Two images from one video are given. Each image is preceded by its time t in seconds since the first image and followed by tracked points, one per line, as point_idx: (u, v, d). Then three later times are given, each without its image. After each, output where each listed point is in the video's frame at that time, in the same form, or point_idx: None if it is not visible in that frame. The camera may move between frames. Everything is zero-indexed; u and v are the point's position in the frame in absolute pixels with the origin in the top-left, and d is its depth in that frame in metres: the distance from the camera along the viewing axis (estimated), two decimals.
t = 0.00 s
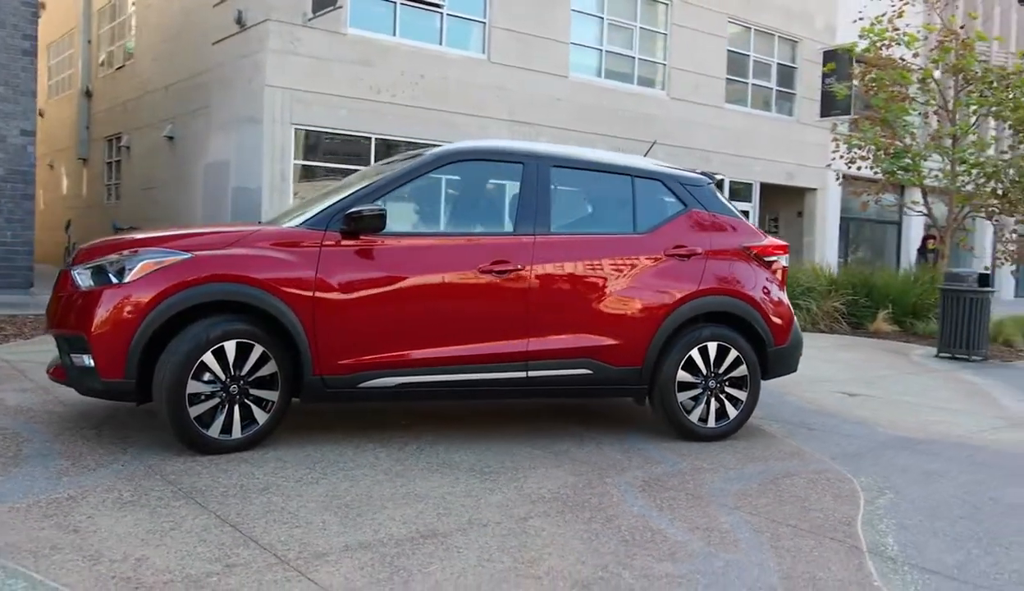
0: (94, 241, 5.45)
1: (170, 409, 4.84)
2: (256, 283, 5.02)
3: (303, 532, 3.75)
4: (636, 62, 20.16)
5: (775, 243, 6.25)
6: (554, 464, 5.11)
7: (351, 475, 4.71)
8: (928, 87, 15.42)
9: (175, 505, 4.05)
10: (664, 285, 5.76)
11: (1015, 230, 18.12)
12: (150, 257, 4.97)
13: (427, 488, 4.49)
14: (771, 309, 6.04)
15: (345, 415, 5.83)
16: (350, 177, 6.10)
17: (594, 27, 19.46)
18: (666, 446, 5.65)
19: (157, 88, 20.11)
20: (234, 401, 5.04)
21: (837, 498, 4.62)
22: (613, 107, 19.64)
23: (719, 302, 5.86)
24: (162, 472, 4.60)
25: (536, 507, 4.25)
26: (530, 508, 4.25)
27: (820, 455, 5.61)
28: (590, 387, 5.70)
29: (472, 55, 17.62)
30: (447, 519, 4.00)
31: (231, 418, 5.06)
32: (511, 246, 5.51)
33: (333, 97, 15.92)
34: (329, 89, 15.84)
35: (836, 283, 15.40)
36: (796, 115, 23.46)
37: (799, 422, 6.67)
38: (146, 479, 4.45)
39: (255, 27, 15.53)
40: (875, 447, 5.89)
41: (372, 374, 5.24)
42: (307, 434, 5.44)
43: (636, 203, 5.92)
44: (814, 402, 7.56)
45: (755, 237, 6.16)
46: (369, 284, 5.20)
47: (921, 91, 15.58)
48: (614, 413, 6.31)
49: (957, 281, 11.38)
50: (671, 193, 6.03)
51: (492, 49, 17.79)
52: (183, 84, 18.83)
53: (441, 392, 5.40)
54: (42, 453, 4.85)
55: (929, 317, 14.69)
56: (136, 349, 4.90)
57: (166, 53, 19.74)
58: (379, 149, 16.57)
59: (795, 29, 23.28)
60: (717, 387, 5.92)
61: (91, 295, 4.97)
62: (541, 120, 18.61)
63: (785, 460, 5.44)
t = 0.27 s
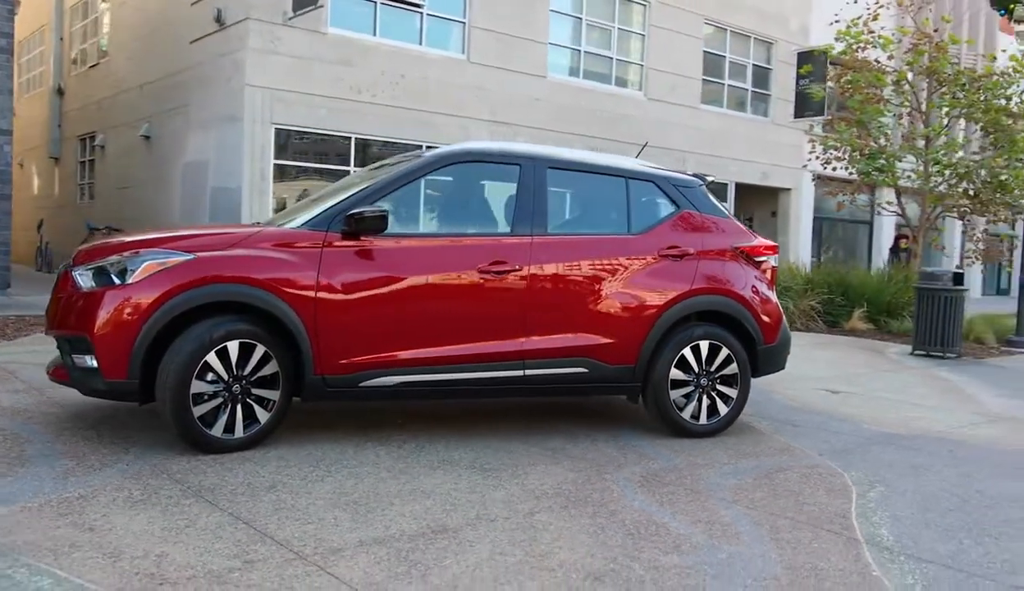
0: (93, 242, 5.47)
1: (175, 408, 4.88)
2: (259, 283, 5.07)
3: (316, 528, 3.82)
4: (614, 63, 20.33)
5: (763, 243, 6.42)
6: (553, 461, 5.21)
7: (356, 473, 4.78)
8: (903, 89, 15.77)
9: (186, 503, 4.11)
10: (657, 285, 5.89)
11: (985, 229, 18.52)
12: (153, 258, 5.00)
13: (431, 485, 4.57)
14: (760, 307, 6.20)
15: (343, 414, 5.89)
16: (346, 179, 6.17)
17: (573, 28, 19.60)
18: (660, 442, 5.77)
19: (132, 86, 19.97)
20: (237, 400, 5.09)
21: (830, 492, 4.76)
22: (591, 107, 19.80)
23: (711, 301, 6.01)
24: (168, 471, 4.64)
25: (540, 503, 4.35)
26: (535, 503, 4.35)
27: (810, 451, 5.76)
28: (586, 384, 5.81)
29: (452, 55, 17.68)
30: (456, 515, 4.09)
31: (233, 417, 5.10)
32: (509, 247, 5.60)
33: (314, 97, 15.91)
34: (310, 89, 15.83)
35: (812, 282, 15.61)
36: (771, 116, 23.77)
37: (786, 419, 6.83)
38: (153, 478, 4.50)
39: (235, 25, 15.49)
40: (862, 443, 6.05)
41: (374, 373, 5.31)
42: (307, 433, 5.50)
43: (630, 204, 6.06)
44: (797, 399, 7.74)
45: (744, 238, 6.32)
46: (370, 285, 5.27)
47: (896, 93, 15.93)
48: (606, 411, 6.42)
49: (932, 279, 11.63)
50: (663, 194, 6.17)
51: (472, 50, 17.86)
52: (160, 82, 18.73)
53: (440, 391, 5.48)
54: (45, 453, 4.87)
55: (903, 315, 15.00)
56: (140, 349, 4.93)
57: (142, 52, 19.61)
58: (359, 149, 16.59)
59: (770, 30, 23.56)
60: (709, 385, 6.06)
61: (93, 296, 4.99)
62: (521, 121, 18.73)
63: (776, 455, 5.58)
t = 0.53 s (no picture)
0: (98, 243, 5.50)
1: (184, 408, 4.94)
2: (267, 284, 5.13)
3: (333, 524, 3.89)
4: (598, 64, 20.45)
5: (758, 243, 6.55)
6: (556, 458, 5.31)
7: (365, 470, 4.85)
8: (884, 91, 16.02)
9: (202, 501, 4.17)
10: (656, 284, 6.00)
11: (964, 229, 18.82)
12: (161, 259, 5.05)
13: (440, 482, 4.66)
14: (756, 306, 6.33)
15: (346, 413, 5.96)
16: (348, 181, 6.24)
17: (558, 28, 19.72)
18: (659, 439, 5.89)
19: (115, 85, 19.87)
20: (245, 400, 5.15)
21: (828, 486, 4.88)
22: (576, 108, 19.93)
23: (708, 301, 6.13)
24: (179, 470, 4.70)
25: (549, 498, 4.45)
26: (543, 498, 4.44)
27: (805, 446, 5.89)
28: (586, 383, 5.92)
29: (438, 55, 17.74)
30: (468, 510, 4.18)
31: (241, 416, 5.17)
32: (511, 247, 5.69)
33: (301, 97, 15.92)
34: (296, 89, 15.85)
35: (796, 282, 15.78)
36: (753, 116, 24.00)
37: (779, 416, 6.96)
38: (166, 477, 4.55)
39: (221, 25, 15.47)
40: (854, 438, 6.19)
41: (380, 372, 5.39)
42: (312, 431, 5.56)
43: (628, 205, 6.17)
44: (788, 397, 7.88)
45: (740, 238, 6.45)
46: (375, 285, 5.34)
47: (878, 94, 16.18)
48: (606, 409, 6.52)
49: (916, 278, 11.81)
50: (661, 196, 6.29)
51: (458, 50, 17.93)
52: (144, 81, 18.66)
53: (444, 389, 5.57)
54: (55, 453, 4.92)
55: (885, 314, 15.22)
56: (148, 349, 4.98)
57: (124, 50, 19.51)
58: (346, 149, 16.61)
59: (752, 31, 23.77)
60: (706, 382, 6.18)
61: (101, 297, 5.03)
62: (507, 121, 18.83)
63: (773, 451, 5.70)
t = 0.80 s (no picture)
0: (108, 244, 5.55)
1: (199, 407, 5.00)
2: (279, 284, 5.19)
3: (354, 519, 3.98)
4: (589, 65, 20.57)
5: (757, 243, 6.68)
6: (564, 454, 5.41)
7: (378, 467, 4.94)
8: (874, 92, 16.21)
9: (222, 498, 4.25)
10: (659, 284, 6.11)
11: (951, 228, 19.06)
12: (174, 260, 5.11)
13: (454, 479, 4.75)
14: (756, 306, 6.46)
15: (354, 412, 6.04)
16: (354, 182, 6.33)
17: (549, 29, 19.82)
18: (662, 437, 6.00)
19: (105, 85, 19.84)
20: (258, 399, 5.22)
21: (831, 481, 5.00)
22: (567, 108, 20.04)
23: (710, 300, 6.25)
24: (196, 468, 4.77)
25: (561, 493, 4.55)
26: (556, 494, 4.54)
27: (805, 443, 6.02)
28: (591, 381, 6.02)
29: (430, 55, 17.81)
30: (483, 506, 4.27)
31: (254, 416, 5.24)
32: (518, 248, 5.79)
33: (294, 97, 15.96)
34: (289, 89, 15.89)
35: (787, 282, 15.95)
36: (742, 116, 24.18)
37: (777, 413, 7.09)
38: (184, 476, 4.62)
39: (213, 25, 15.49)
40: (853, 435, 6.32)
41: (390, 371, 5.46)
42: (322, 430, 5.64)
43: (631, 206, 6.28)
44: (785, 394, 8.01)
45: (739, 238, 6.57)
46: (385, 286, 5.42)
47: (867, 95, 16.38)
48: (608, 407, 6.63)
49: (907, 278, 11.98)
50: (662, 196, 6.41)
51: (449, 50, 18.01)
52: (135, 81, 18.64)
53: (453, 388, 5.66)
54: (71, 452, 4.98)
55: (875, 313, 15.41)
56: (162, 350, 5.04)
57: (115, 50, 19.47)
58: (338, 150, 16.65)
59: (741, 32, 23.94)
60: (707, 381, 6.30)
61: (115, 298, 5.08)
62: (499, 122, 18.93)
63: (775, 447, 5.82)
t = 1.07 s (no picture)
0: (125, 246, 5.61)
1: (216, 406, 5.08)
2: (295, 285, 5.27)
3: (376, 515, 4.08)
4: (583, 65, 20.67)
5: (761, 243, 6.80)
6: (575, 451, 5.50)
7: (393, 464, 5.03)
8: (867, 93, 16.37)
9: (245, 494, 4.34)
10: (666, 283, 6.23)
11: (944, 227, 19.23)
12: (191, 261, 5.18)
13: (468, 475, 4.85)
14: (760, 305, 6.58)
15: (367, 410, 6.12)
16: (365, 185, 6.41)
17: (544, 30, 19.91)
18: (669, 434, 6.10)
19: (100, 86, 19.85)
20: (274, 398, 5.30)
21: (837, 476, 5.11)
22: (563, 108, 20.15)
23: (716, 300, 6.37)
24: (215, 466, 4.85)
25: (574, 489, 4.65)
26: (571, 489, 4.64)
27: (809, 439, 6.13)
28: (600, 379, 6.11)
29: (426, 56, 17.88)
30: (500, 501, 4.37)
31: (270, 415, 5.31)
32: (527, 249, 5.88)
33: (291, 98, 16.02)
34: (287, 89, 15.94)
35: (782, 282, 16.08)
36: (735, 116, 24.34)
37: (780, 411, 7.20)
38: (205, 473, 4.71)
39: (211, 26, 15.53)
40: (855, 432, 6.44)
41: (403, 370, 5.55)
42: (337, 429, 5.73)
43: (638, 207, 6.39)
44: (786, 392, 8.13)
45: (743, 238, 6.69)
46: (399, 286, 5.51)
47: (860, 96, 16.53)
48: (615, 405, 6.73)
49: (901, 278, 12.16)
50: (668, 198, 6.53)
51: (446, 51, 18.09)
52: (130, 82, 18.65)
53: (464, 387, 5.74)
54: (90, 452, 5.06)
55: (869, 312, 15.55)
56: (179, 350, 5.12)
57: (110, 50, 19.47)
58: (335, 150, 16.71)
59: (734, 32, 24.07)
60: (713, 378, 6.42)
61: (133, 298, 5.15)
62: (495, 123, 19.02)
63: (780, 444, 5.93)
